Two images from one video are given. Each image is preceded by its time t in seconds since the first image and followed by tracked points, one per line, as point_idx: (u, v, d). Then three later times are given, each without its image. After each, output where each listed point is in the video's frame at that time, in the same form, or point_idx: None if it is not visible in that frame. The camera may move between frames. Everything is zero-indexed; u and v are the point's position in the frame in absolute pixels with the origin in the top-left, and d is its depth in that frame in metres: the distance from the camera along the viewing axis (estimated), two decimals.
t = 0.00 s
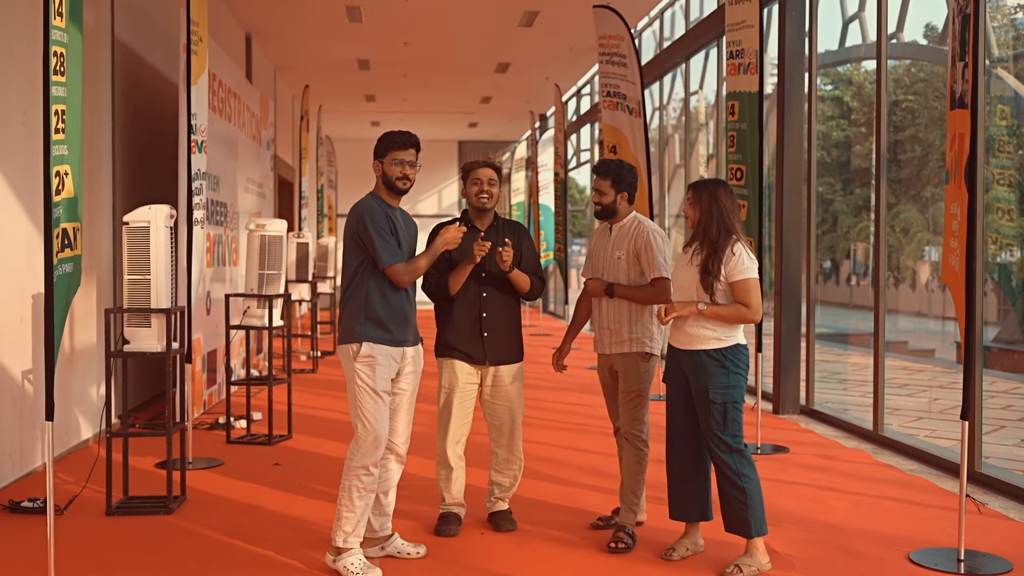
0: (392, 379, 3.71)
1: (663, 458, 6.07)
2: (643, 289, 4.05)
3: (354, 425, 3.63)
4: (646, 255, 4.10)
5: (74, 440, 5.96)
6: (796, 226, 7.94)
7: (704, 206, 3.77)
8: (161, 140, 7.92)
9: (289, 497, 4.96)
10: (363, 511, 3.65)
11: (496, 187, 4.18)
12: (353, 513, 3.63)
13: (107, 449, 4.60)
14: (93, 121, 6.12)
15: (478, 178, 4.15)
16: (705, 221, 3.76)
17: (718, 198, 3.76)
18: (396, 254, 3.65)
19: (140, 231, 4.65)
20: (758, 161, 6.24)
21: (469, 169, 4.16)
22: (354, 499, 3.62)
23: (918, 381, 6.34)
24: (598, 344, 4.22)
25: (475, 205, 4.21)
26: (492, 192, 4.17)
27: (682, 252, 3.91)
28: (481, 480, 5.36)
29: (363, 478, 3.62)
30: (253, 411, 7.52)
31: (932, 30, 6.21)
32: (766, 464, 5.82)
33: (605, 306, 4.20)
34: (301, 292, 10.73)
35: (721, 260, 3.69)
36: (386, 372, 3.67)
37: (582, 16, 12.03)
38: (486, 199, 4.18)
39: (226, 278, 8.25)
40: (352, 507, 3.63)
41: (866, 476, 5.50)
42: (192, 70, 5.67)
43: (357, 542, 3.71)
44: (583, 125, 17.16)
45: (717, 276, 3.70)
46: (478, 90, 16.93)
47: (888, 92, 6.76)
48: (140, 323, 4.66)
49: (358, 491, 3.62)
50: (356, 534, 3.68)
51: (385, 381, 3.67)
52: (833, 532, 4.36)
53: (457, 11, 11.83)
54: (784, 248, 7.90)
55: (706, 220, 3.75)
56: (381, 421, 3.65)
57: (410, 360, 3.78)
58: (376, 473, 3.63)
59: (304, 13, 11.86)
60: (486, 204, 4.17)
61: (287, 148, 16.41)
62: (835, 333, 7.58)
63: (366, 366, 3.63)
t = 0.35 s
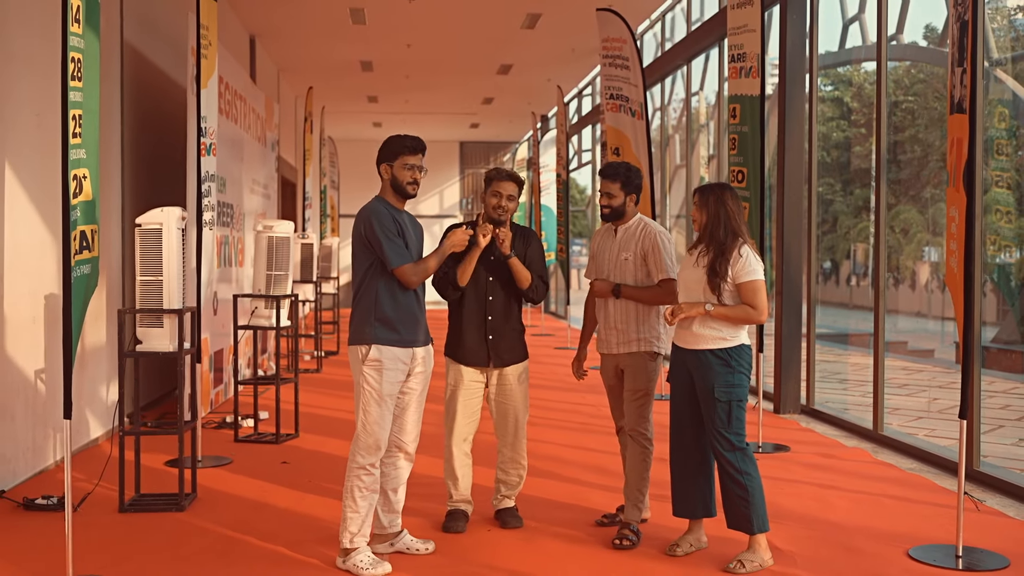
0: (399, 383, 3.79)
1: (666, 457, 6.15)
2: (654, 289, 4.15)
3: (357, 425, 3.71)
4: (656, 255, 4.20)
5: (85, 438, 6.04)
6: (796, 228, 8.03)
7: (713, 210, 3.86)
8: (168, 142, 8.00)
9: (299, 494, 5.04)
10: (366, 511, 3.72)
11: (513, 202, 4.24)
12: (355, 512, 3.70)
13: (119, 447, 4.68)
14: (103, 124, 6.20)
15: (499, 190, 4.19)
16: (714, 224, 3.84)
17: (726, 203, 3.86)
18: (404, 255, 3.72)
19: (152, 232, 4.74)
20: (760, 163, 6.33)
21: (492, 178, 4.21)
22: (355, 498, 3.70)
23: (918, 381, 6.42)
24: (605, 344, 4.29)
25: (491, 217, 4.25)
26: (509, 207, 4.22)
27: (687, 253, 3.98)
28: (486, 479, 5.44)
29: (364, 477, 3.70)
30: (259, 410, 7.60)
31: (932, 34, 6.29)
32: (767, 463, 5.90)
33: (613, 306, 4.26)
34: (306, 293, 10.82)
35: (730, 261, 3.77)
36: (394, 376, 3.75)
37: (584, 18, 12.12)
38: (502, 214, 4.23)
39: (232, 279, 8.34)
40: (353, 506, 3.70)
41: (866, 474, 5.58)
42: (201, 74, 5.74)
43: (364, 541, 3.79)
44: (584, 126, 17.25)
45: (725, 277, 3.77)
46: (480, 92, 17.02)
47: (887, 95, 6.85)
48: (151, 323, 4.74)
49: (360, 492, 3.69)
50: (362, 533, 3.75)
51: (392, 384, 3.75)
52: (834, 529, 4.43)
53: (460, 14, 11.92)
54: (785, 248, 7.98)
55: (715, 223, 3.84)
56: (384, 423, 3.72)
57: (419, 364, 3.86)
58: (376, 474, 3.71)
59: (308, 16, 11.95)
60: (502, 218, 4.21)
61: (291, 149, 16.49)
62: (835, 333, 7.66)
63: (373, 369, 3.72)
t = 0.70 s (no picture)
0: (403, 383, 3.85)
1: (666, 456, 6.22)
2: (668, 286, 4.27)
3: (361, 425, 3.77)
4: (669, 253, 4.32)
5: (90, 438, 6.10)
6: (795, 229, 8.10)
7: (715, 213, 3.93)
8: (172, 144, 8.05)
9: (303, 493, 5.10)
10: (371, 509, 3.78)
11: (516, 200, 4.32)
12: (359, 510, 3.77)
13: (126, 447, 4.74)
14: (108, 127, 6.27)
15: (502, 188, 4.27)
16: (715, 226, 3.91)
17: (728, 206, 3.91)
18: (409, 258, 3.78)
19: (158, 234, 4.80)
20: (759, 165, 6.39)
21: (494, 178, 4.26)
22: (359, 497, 3.76)
23: (916, 381, 6.48)
24: (615, 343, 4.32)
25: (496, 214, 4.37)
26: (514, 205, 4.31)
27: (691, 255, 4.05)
28: (488, 478, 5.50)
29: (368, 476, 3.76)
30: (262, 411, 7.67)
31: (930, 37, 6.35)
32: (766, 462, 5.96)
33: (624, 304, 4.31)
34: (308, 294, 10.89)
35: (732, 264, 3.84)
36: (398, 376, 3.81)
37: (584, 20, 12.19)
38: (507, 211, 4.33)
39: (235, 280, 8.40)
40: (357, 504, 3.77)
41: (864, 473, 5.64)
42: (206, 78, 5.80)
43: (369, 539, 3.85)
44: (584, 127, 17.32)
45: (727, 279, 3.84)
46: (481, 93, 17.10)
47: (885, 98, 6.92)
48: (158, 324, 4.81)
49: (364, 490, 3.75)
50: (367, 531, 3.82)
51: (396, 385, 3.81)
52: (832, 527, 4.50)
53: (461, 15, 11.98)
54: (784, 249, 8.05)
55: (716, 225, 3.91)
56: (388, 423, 3.78)
57: (422, 365, 3.92)
58: (380, 473, 3.77)
59: (309, 18, 12.01)
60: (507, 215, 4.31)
61: (292, 150, 16.55)
62: (834, 334, 7.72)
63: (378, 370, 3.77)
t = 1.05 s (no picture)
0: (405, 383, 3.91)
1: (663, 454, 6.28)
2: (668, 286, 4.34)
3: (364, 424, 3.84)
4: (669, 253, 4.39)
5: (93, 437, 6.15)
6: (793, 230, 8.17)
7: (717, 215, 3.99)
8: (173, 145, 8.10)
9: (304, 491, 5.16)
10: (372, 507, 3.84)
11: (511, 198, 4.38)
12: (361, 507, 3.83)
13: (130, 446, 4.80)
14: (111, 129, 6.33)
15: (496, 186, 4.34)
16: (716, 228, 3.97)
17: (731, 208, 3.97)
18: (414, 259, 3.86)
19: (161, 236, 4.86)
20: (756, 166, 6.44)
21: (487, 178, 4.35)
22: (362, 494, 3.82)
23: (912, 380, 6.54)
24: (617, 343, 4.37)
25: (491, 212, 4.44)
26: (509, 202, 4.38)
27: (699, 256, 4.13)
28: (487, 477, 5.56)
29: (371, 474, 3.82)
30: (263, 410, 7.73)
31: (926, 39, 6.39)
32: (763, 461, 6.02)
33: (625, 305, 4.36)
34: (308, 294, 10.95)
35: (731, 265, 3.90)
36: (400, 376, 3.87)
37: (583, 21, 12.25)
38: (502, 209, 4.40)
39: (235, 281, 8.45)
40: (359, 501, 3.82)
41: (860, 472, 5.70)
42: (209, 80, 5.85)
43: (369, 536, 3.91)
44: (584, 127, 17.37)
45: (727, 280, 3.91)
46: (480, 94, 17.16)
47: (881, 100, 6.97)
48: (161, 324, 4.87)
49: (367, 488, 3.81)
50: (368, 528, 3.88)
51: (400, 384, 3.87)
52: (826, 525, 4.55)
53: (460, 17, 12.05)
54: (781, 249, 8.12)
55: (717, 227, 3.97)
56: (391, 422, 3.84)
57: (423, 365, 3.98)
58: (383, 471, 3.82)
59: (309, 19, 12.07)
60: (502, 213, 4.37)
61: (292, 151, 16.61)
62: (831, 334, 7.78)
63: (381, 369, 3.84)
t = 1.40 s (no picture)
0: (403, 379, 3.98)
1: (660, 452, 6.35)
2: (663, 286, 4.39)
3: (364, 420, 3.91)
4: (665, 253, 4.46)
5: (96, 436, 6.22)
6: (788, 230, 8.24)
7: (716, 215, 4.07)
8: (175, 147, 8.16)
9: (304, 488, 5.23)
10: (373, 502, 3.90)
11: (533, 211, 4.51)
12: (362, 502, 3.89)
13: (133, 444, 4.87)
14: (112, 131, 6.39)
15: (521, 198, 4.47)
16: (715, 229, 4.06)
17: (729, 209, 4.05)
18: (415, 258, 3.93)
19: (163, 237, 4.93)
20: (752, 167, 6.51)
21: (514, 188, 4.48)
22: (363, 489, 3.89)
23: (906, 379, 6.61)
24: (613, 343, 4.44)
25: (511, 221, 4.53)
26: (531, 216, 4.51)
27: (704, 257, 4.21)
28: (485, 474, 5.64)
29: (372, 470, 3.88)
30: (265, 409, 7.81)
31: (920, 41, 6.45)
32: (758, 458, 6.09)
33: (621, 305, 4.42)
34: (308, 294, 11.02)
35: (728, 266, 3.97)
36: (398, 373, 3.94)
37: (581, 23, 12.32)
38: (524, 222, 4.51)
39: (236, 281, 8.51)
40: (360, 496, 3.89)
41: (854, 469, 5.77)
42: (210, 82, 5.91)
43: (370, 531, 3.98)
44: (583, 127, 17.44)
45: (725, 280, 3.98)
46: (479, 95, 17.22)
47: (876, 101, 7.04)
48: (163, 324, 4.94)
49: (367, 483, 3.88)
50: (369, 523, 3.94)
51: (398, 381, 3.94)
52: (819, 521, 4.62)
53: (459, 18, 12.12)
54: (777, 249, 8.19)
55: (717, 229, 4.05)
56: (390, 418, 3.91)
57: (421, 363, 4.05)
58: (383, 467, 3.89)
59: (309, 21, 12.14)
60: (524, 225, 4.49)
61: (292, 152, 16.68)
62: (827, 333, 7.85)
63: (380, 366, 3.90)
